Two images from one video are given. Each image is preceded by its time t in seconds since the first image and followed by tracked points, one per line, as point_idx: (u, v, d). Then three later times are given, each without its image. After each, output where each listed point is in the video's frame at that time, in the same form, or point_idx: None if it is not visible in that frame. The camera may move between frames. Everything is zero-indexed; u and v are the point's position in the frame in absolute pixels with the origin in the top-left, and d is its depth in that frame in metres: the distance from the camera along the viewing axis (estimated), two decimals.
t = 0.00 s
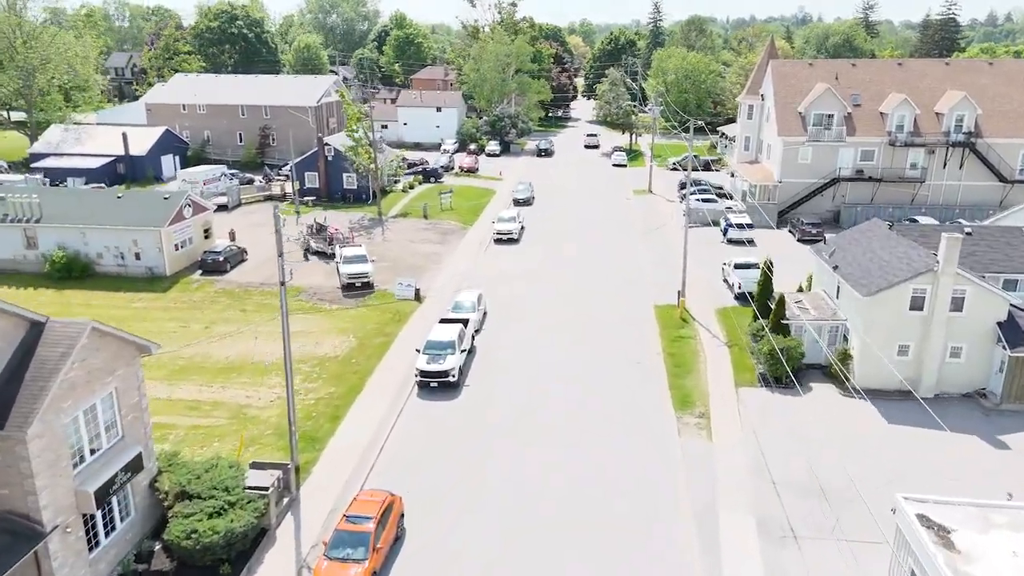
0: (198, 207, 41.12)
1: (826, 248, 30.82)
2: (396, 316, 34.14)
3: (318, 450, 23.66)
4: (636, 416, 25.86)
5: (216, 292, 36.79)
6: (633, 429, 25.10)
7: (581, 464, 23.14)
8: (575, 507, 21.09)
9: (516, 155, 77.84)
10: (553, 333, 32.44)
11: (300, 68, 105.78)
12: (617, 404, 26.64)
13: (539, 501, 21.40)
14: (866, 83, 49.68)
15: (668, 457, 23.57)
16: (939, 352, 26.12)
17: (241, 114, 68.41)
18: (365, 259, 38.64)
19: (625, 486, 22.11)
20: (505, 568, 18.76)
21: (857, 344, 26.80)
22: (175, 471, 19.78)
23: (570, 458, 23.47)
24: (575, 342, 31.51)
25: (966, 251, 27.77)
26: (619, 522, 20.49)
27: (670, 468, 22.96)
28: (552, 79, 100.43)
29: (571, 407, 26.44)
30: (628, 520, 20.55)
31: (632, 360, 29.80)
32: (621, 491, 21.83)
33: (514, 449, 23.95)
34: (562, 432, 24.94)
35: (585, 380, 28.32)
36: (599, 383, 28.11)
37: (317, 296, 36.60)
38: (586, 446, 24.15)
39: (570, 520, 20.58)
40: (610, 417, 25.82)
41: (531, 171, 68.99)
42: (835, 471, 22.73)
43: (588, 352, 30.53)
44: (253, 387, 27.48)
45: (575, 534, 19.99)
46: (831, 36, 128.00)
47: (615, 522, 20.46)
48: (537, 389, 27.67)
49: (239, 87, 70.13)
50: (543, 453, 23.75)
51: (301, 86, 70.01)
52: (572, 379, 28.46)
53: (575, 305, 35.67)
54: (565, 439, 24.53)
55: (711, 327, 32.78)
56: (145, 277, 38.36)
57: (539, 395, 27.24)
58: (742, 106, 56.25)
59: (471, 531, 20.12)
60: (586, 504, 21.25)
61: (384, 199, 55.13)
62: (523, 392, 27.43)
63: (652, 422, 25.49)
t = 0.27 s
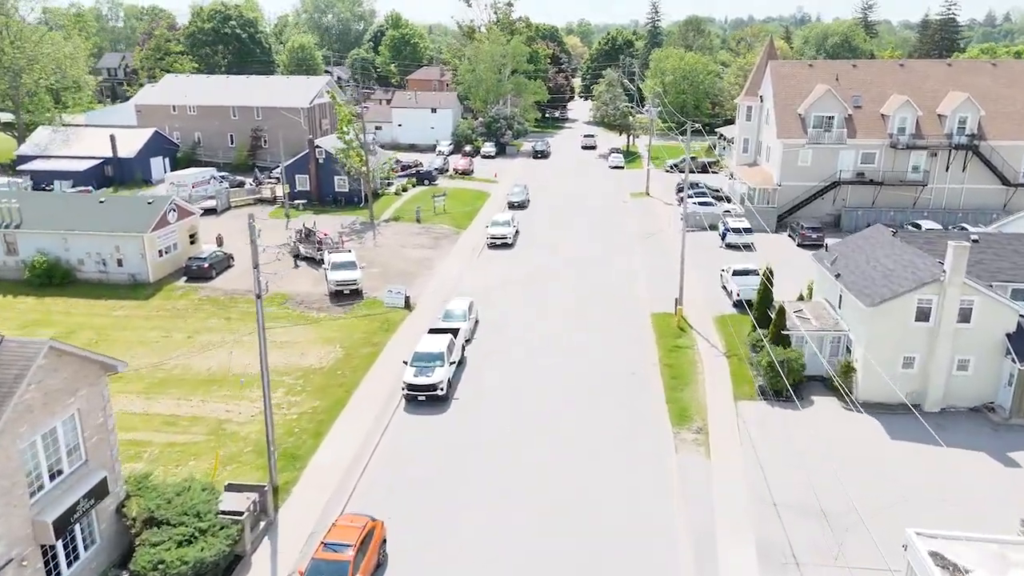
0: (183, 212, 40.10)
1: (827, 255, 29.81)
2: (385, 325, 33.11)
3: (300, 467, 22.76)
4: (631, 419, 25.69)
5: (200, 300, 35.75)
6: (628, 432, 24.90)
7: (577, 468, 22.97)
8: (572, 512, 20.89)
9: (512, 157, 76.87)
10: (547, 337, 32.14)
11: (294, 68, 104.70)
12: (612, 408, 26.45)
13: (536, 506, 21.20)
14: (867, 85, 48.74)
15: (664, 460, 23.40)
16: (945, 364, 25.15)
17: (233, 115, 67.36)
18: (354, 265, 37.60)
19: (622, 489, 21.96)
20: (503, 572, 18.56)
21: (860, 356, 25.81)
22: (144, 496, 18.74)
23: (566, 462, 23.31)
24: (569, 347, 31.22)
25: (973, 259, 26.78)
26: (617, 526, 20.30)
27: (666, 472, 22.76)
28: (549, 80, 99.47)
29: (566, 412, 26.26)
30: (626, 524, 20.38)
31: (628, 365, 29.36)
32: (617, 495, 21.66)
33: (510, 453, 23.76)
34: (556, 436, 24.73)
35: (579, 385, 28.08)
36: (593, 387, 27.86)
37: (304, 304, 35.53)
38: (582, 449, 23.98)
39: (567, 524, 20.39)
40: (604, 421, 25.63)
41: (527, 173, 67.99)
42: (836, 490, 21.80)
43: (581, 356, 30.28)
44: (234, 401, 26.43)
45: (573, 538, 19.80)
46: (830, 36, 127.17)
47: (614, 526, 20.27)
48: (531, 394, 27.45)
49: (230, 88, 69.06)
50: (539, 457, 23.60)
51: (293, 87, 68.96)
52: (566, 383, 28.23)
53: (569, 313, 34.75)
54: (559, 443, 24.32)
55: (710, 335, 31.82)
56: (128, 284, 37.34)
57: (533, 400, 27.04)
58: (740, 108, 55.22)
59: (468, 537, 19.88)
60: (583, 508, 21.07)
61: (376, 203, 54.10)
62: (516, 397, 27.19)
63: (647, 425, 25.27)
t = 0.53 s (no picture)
0: (169, 215, 39.04)
1: (832, 262, 28.71)
2: (375, 334, 32.03)
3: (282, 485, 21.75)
4: (629, 420, 25.45)
5: (185, 306, 34.69)
6: (627, 432, 24.67)
7: (576, 469, 22.75)
8: (571, 511, 20.69)
9: (510, 158, 75.86)
10: (546, 338, 31.90)
11: (289, 68, 103.58)
12: (611, 408, 26.23)
13: (534, 507, 20.98)
14: (870, 85, 47.71)
15: (664, 459, 23.15)
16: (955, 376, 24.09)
17: (225, 116, 66.28)
18: (345, 270, 36.48)
19: (621, 488, 21.76)
20: None
21: (867, 367, 24.74)
22: (112, 521, 17.64)
23: (564, 462, 23.11)
24: (568, 348, 30.96)
25: (984, 266, 25.74)
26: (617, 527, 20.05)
27: (665, 472, 22.48)
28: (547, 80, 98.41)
29: (564, 412, 26.02)
30: (626, 524, 20.16)
31: (626, 367, 29.02)
32: (616, 495, 21.45)
33: (508, 454, 23.52)
34: (554, 436, 24.54)
35: (577, 386, 27.84)
36: (590, 389, 27.54)
37: (292, 311, 34.44)
38: (580, 449, 23.77)
39: (566, 524, 20.19)
40: (603, 421, 25.41)
41: (524, 174, 66.97)
42: (843, 508, 20.78)
43: (579, 357, 30.01)
44: (215, 415, 25.33)
45: (573, 538, 19.60)
46: (830, 36, 126.22)
47: (612, 527, 20.01)
48: (529, 394, 27.19)
49: (222, 89, 67.98)
50: (537, 457, 23.40)
51: (287, 87, 67.89)
52: (564, 383, 28.00)
53: (566, 320, 33.83)
54: (558, 444, 24.12)
55: (710, 344, 30.80)
56: (111, 290, 36.27)
57: (529, 401, 26.70)
58: (740, 108, 54.14)
59: (467, 538, 19.65)
60: (583, 509, 20.83)
61: (369, 206, 53.05)
62: (514, 399, 26.89)
63: (646, 425, 25.03)
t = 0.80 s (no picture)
0: (157, 220, 38.01)
1: (842, 270, 27.61)
2: (367, 344, 30.93)
3: (266, 510, 20.57)
4: (630, 420, 25.22)
5: (172, 315, 33.64)
6: (627, 433, 24.48)
7: (576, 471, 22.59)
8: (571, 513, 20.58)
9: (508, 160, 74.86)
10: (546, 337, 31.63)
11: (286, 68, 102.55)
12: (611, 408, 26.01)
13: (534, 509, 20.83)
14: (877, 86, 46.64)
15: (664, 461, 22.92)
16: (973, 392, 23.02)
17: (218, 117, 65.19)
18: (338, 277, 35.36)
19: (621, 490, 21.59)
20: None
21: (880, 382, 23.69)
22: (80, 555, 16.48)
23: (564, 464, 22.93)
24: (568, 347, 30.65)
25: (1005, 275, 24.37)
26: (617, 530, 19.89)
27: (666, 477, 22.17)
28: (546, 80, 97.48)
29: (564, 412, 25.79)
30: (625, 527, 20.00)
31: (626, 368, 28.62)
32: (616, 497, 21.31)
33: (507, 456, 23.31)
34: (554, 437, 24.38)
35: (577, 386, 27.59)
36: (590, 389, 27.31)
37: (282, 320, 33.36)
38: (580, 451, 23.62)
39: (565, 526, 20.06)
40: (603, 422, 25.19)
41: (523, 176, 65.95)
42: (858, 531, 19.66)
43: (580, 357, 29.72)
44: (199, 432, 24.24)
45: (573, 541, 19.46)
46: (832, 36, 125.24)
47: (611, 529, 19.91)
48: (529, 395, 26.94)
49: (216, 89, 66.89)
50: (536, 459, 23.23)
51: (281, 88, 66.84)
52: (564, 383, 27.74)
53: (565, 326, 32.77)
54: (557, 445, 23.89)
55: (715, 354, 29.77)
56: (97, 298, 35.24)
57: (528, 402, 26.46)
58: (743, 110, 53.06)
59: (465, 541, 19.52)
60: (583, 512, 20.68)
61: (365, 209, 52.00)
62: (512, 400, 26.63)
63: (646, 426, 24.83)
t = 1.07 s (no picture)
0: (147, 224, 36.89)
1: (857, 280, 26.51)
2: (362, 355, 29.79)
3: (254, 538, 19.38)
4: (628, 420, 25.02)
5: (161, 324, 32.51)
6: (625, 433, 24.31)
7: (575, 471, 22.41)
8: (573, 516, 20.34)
9: (509, 162, 73.78)
10: (545, 336, 31.37)
11: (283, 68, 101.48)
12: (610, 408, 25.81)
13: (535, 509, 20.66)
14: (886, 87, 45.56)
15: (665, 461, 22.72)
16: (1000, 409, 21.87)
17: (214, 118, 64.10)
18: (333, 284, 34.24)
19: (621, 490, 21.41)
20: None
21: (901, 398, 22.55)
22: None
23: (563, 464, 22.74)
24: (566, 348, 30.38)
25: None
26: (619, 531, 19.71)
27: (670, 479, 21.87)
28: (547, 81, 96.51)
29: (563, 413, 25.57)
30: (626, 527, 19.84)
31: (630, 375, 27.96)
32: (617, 497, 21.14)
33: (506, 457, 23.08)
34: (555, 439, 24.11)
35: (575, 386, 27.36)
36: (592, 391, 26.97)
37: (276, 329, 32.22)
38: (579, 450, 23.44)
39: (566, 527, 19.90)
40: (601, 422, 24.99)
41: (524, 179, 64.88)
42: (883, 558, 18.45)
43: (578, 357, 29.49)
44: (186, 450, 23.08)
45: (573, 541, 19.31)
46: (835, 36, 124.14)
47: (614, 531, 19.67)
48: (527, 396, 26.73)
49: (211, 90, 65.81)
50: (535, 459, 23.04)
51: (278, 88, 65.75)
52: (565, 386, 27.40)
53: (568, 333, 31.70)
54: (559, 447, 23.60)
55: (724, 365, 28.66)
56: (84, 306, 34.11)
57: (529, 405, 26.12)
58: (748, 111, 51.93)
59: (466, 544, 19.24)
60: (583, 512, 20.49)
61: (363, 212, 50.89)
62: (513, 403, 26.30)
63: (645, 425, 24.66)
